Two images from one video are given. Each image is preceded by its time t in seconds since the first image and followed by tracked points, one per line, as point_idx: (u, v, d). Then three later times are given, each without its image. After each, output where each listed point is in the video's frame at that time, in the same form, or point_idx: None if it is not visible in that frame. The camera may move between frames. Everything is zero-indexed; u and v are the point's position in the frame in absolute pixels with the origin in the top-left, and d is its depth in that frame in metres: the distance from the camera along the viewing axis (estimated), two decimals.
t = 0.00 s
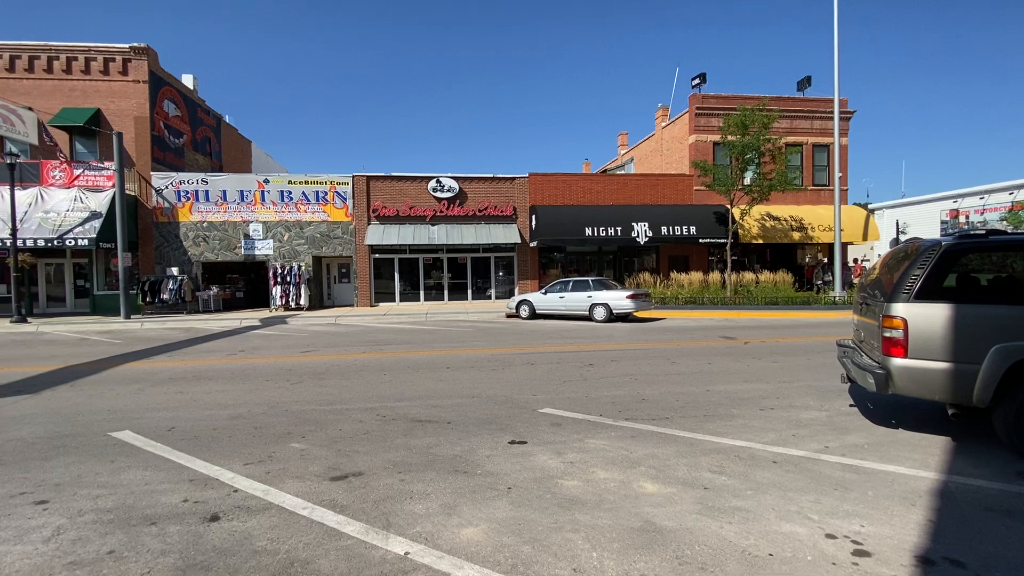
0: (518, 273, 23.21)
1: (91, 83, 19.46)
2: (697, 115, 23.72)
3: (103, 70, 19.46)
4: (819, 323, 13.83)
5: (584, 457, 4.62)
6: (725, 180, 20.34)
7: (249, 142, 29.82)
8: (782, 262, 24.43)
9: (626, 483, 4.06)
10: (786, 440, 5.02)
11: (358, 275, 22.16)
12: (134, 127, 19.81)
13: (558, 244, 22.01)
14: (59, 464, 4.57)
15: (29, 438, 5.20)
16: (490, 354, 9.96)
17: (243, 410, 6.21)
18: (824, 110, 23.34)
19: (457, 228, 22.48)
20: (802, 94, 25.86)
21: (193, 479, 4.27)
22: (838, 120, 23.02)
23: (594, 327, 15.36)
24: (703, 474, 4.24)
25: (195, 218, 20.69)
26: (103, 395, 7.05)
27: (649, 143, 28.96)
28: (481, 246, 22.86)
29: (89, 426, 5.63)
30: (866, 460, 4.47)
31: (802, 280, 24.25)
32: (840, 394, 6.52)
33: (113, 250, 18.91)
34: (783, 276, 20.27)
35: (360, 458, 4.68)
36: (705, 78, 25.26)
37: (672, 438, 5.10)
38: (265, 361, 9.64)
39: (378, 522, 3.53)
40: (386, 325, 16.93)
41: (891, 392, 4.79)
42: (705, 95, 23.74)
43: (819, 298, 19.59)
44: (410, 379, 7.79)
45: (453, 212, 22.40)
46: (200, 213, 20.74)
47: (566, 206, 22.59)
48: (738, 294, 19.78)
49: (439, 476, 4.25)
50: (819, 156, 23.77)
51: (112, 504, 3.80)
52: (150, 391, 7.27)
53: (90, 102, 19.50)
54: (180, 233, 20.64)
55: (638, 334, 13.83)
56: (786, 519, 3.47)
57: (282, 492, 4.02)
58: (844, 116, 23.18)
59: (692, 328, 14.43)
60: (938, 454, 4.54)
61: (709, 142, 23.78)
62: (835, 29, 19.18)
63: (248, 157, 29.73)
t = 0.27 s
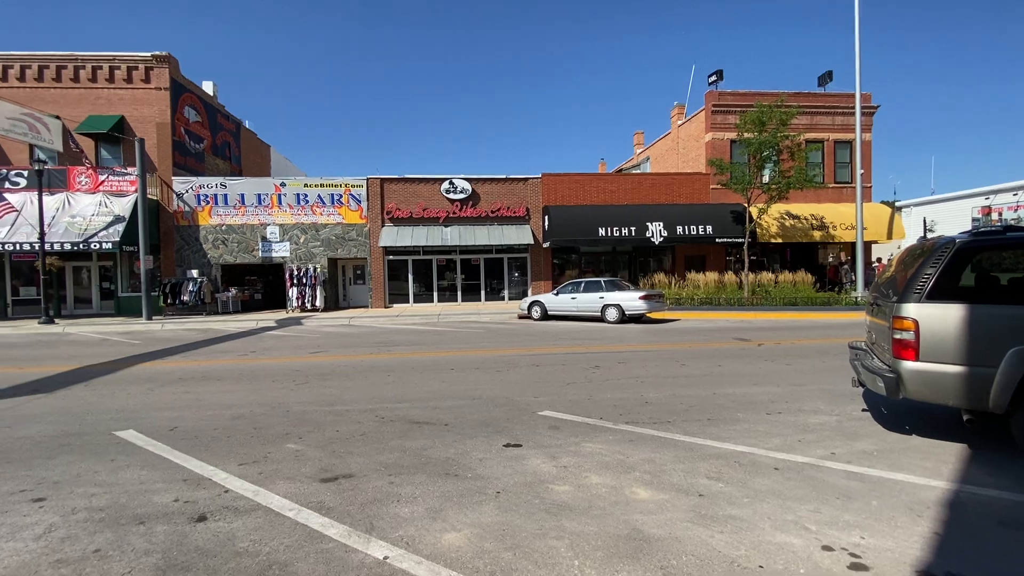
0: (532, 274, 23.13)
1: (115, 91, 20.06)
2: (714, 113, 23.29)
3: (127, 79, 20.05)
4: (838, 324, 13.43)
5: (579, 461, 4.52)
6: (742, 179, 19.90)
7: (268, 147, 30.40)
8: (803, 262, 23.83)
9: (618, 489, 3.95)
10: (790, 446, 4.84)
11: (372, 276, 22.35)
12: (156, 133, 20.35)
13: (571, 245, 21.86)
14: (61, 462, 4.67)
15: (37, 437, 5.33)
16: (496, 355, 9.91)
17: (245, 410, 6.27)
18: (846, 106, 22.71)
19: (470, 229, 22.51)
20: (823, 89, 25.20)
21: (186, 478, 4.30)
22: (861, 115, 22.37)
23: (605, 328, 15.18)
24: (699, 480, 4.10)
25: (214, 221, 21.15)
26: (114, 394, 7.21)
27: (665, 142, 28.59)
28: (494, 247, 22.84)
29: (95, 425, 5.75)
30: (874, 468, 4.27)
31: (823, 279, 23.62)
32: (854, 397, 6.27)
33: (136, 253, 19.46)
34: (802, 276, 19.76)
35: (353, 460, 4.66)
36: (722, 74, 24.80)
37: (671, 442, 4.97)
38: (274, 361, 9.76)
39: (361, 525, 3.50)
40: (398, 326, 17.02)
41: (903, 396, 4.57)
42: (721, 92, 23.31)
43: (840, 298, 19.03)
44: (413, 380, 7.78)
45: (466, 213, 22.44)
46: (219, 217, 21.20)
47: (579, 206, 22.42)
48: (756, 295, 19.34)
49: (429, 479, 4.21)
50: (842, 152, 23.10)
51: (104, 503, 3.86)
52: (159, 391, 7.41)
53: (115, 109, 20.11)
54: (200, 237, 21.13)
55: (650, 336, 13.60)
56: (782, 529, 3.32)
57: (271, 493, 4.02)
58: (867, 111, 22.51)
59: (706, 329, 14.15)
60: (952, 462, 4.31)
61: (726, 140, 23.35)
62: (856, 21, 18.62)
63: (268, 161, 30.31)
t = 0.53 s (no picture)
0: (543, 276, 22.99)
1: (135, 99, 20.57)
2: (729, 110, 22.85)
3: (146, 86, 20.55)
4: (856, 326, 13.02)
5: (568, 469, 4.40)
6: (757, 177, 19.46)
7: (284, 151, 30.86)
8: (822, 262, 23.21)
9: (606, 499, 3.82)
10: (793, 455, 4.64)
11: (384, 278, 22.48)
12: (174, 139, 20.80)
13: (583, 246, 21.68)
14: (56, 464, 4.72)
15: (38, 438, 5.42)
16: (500, 357, 9.83)
17: (243, 413, 6.29)
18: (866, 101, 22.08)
19: (481, 231, 22.48)
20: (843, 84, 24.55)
21: (174, 482, 4.31)
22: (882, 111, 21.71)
23: (615, 330, 14.99)
24: (692, 490, 3.95)
25: (230, 225, 21.51)
26: (120, 395, 7.32)
27: (679, 141, 28.18)
28: (505, 249, 22.77)
29: (96, 426, 5.82)
30: (879, 479, 4.06)
31: (843, 280, 22.98)
32: (864, 404, 6.01)
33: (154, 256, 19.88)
34: (821, 276, 19.23)
35: (341, 465, 4.61)
36: (737, 71, 24.34)
37: (667, 449, 4.81)
38: (280, 363, 9.83)
39: (340, 533, 3.44)
40: (407, 328, 17.05)
41: (911, 403, 4.35)
42: (736, 89, 22.87)
43: (861, 299, 18.47)
44: (412, 383, 7.74)
45: (476, 215, 22.43)
46: (235, 220, 21.55)
47: (590, 207, 22.22)
48: (772, 296, 18.88)
49: (414, 486, 4.13)
50: (862, 149, 22.46)
51: (91, 506, 3.87)
52: (163, 393, 7.50)
53: (135, 116, 20.62)
54: (216, 240, 21.51)
55: (659, 338, 13.36)
56: (774, 545, 3.16)
57: (255, 498, 3.99)
58: (889, 106, 21.84)
59: (718, 332, 13.84)
60: (964, 474, 4.07)
61: (741, 138, 22.89)
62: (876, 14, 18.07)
63: (284, 165, 30.76)
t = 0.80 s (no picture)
0: (552, 277, 22.87)
1: (150, 106, 21.00)
2: (741, 109, 22.50)
3: (161, 93, 20.97)
4: (871, 328, 12.66)
5: (556, 477, 4.31)
6: (769, 176, 19.09)
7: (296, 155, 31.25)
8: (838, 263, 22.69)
9: (590, 509, 3.72)
10: (790, 464, 4.47)
11: (393, 281, 22.59)
12: (188, 144, 21.19)
13: (592, 247, 21.51)
14: (50, 467, 4.77)
15: (38, 440, 5.49)
16: (501, 360, 9.76)
17: (239, 417, 6.31)
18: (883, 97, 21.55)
19: (489, 233, 22.46)
20: (858, 80, 24.02)
21: (161, 487, 4.32)
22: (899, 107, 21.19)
23: (622, 333, 14.82)
24: (681, 501, 3.82)
25: (242, 229, 21.81)
26: (122, 399, 7.41)
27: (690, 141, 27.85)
28: (513, 251, 22.71)
29: (95, 429, 5.88)
30: (879, 490, 3.88)
31: (860, 281, 22.46)
32: (870, 411, 5.80)
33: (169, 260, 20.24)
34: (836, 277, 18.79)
35: (328, 472, 4.57)
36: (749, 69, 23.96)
37: (660, 457, 4.68)
38: (282, 366, 9.89)
39: (317, 541, 3.39)
40: (414, 331, 17.07)
41: (915, 411, 4.16)
42: (748, 87, 22.52)
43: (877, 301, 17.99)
44: (410, 387, 7.71)
45: (485, 217, 22.43)
46: (247, 224, 21.85)
47: (599, 208, 22.04)
48: (786, 298, 18.50)
49: (397, 493, 4.07)
50: (879, 147, 21.93)
51: (76, 510, 3.89)
52: (165, 396, 7.57)
53: (150, 123, 21.05)
54: (229, 244, 21.83)
55: (666, 341, 13.16)
56: (760, 560, 3.03)
57: (239, 504, 3.97)
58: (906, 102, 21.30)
59: (726, 334, 13.60)
60: (970, 486, 3.87)
61: (753, 136, 22.52)
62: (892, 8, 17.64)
63: (296, 170, 31.15)
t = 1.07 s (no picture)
0: (557, 279, 22.80)
1: (160, 112, 21.36)
2: (747, 108, 22.26)
3: (170, 100, 21.32)
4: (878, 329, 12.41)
5: (537, 480, 4.27)
6: (775, 175, 18.82)
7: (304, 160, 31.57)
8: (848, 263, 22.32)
9: (566, 513, 3.67)
10: (777, 468, 4.38)
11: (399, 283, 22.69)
12: (197, 150, 21.51)
13: (597, 249, 21.41)
14: (41, 468, 4.84)
15: (32, 441, 5.59)
16: (499, 362, 9.73)
17: (231, 419, 6.36)
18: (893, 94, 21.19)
19: (494, 234, 22.46)
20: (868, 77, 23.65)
21: (145, 488, 4.35)
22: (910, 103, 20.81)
23: (625, 334, 14.71)
24: (660, 505, 3.76)
25: (250, 232, 22.07)
26: (121, 400, 7.51)
27: (697, 141, 27.62)
28: (518, 253, 22.69)
29: (90, 431, 5.97)
30: (865, 495, 3.78)
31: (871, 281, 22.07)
32: (866, 413, 5.67)
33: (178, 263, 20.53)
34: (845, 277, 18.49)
35: (310, 474, 4.58)
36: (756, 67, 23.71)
37: (644, 460, 4.62)
38: (282, 368, 9.96)
39: (289, 543, 3.39)
40: (418, 333, 17.10)
41: (904, 413, 4.04)
42: (754, 86, 22.28)
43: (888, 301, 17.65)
44: (404, 389, 7.71)
45: (489, 219, 22.46)
46: (254, 228, 22.11)
47: (604, 209, 21.92)
48: (793, 298, 18.21)
49: (376, 496, 4.06)
50: (890, 144, 21.54)
51: (59, 511, 3.94)
52: (163, 398, 7.66)
53: (160, 129, 21.40)
54: (237, 247, 22.09)
55: (668, 342, 13.03)
56: (732, 566, 2.96)
57: (217, 506, 3.99)
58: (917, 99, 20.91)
59: (730, 336, 13.43)
60: (960, 492, 3.75)
61: (760, 135, 22.27)
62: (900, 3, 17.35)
63: (304, 174, 31.45)
